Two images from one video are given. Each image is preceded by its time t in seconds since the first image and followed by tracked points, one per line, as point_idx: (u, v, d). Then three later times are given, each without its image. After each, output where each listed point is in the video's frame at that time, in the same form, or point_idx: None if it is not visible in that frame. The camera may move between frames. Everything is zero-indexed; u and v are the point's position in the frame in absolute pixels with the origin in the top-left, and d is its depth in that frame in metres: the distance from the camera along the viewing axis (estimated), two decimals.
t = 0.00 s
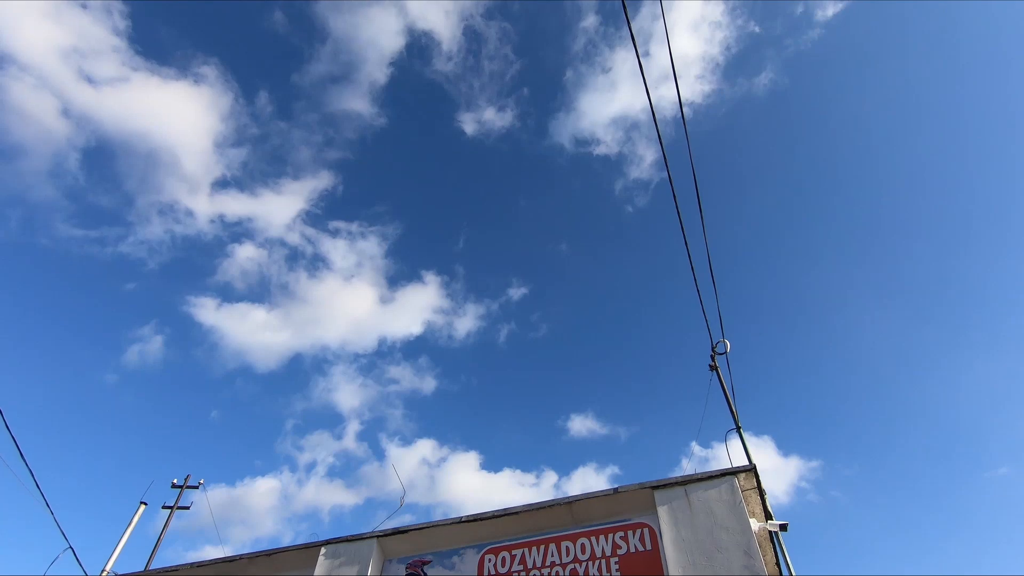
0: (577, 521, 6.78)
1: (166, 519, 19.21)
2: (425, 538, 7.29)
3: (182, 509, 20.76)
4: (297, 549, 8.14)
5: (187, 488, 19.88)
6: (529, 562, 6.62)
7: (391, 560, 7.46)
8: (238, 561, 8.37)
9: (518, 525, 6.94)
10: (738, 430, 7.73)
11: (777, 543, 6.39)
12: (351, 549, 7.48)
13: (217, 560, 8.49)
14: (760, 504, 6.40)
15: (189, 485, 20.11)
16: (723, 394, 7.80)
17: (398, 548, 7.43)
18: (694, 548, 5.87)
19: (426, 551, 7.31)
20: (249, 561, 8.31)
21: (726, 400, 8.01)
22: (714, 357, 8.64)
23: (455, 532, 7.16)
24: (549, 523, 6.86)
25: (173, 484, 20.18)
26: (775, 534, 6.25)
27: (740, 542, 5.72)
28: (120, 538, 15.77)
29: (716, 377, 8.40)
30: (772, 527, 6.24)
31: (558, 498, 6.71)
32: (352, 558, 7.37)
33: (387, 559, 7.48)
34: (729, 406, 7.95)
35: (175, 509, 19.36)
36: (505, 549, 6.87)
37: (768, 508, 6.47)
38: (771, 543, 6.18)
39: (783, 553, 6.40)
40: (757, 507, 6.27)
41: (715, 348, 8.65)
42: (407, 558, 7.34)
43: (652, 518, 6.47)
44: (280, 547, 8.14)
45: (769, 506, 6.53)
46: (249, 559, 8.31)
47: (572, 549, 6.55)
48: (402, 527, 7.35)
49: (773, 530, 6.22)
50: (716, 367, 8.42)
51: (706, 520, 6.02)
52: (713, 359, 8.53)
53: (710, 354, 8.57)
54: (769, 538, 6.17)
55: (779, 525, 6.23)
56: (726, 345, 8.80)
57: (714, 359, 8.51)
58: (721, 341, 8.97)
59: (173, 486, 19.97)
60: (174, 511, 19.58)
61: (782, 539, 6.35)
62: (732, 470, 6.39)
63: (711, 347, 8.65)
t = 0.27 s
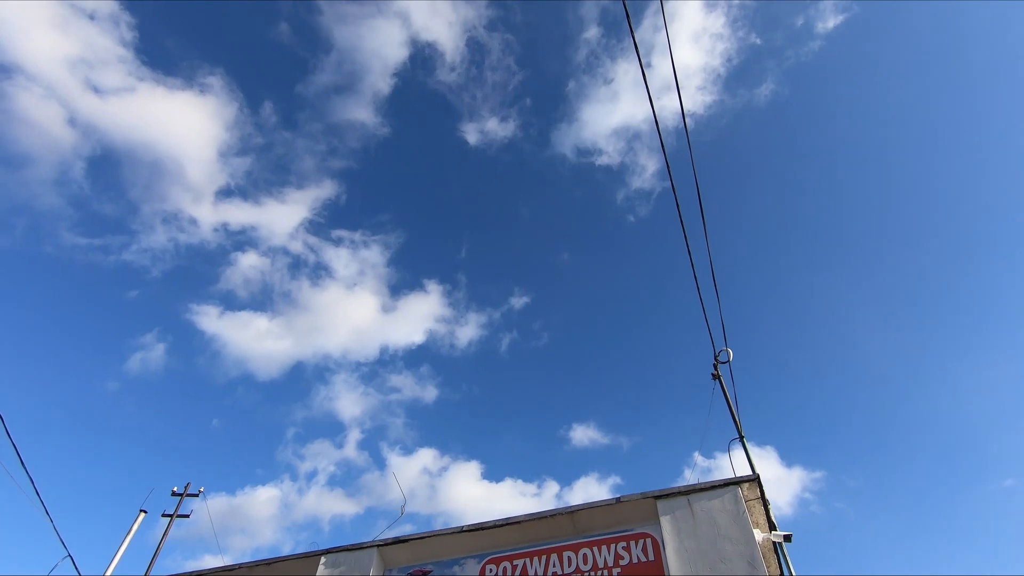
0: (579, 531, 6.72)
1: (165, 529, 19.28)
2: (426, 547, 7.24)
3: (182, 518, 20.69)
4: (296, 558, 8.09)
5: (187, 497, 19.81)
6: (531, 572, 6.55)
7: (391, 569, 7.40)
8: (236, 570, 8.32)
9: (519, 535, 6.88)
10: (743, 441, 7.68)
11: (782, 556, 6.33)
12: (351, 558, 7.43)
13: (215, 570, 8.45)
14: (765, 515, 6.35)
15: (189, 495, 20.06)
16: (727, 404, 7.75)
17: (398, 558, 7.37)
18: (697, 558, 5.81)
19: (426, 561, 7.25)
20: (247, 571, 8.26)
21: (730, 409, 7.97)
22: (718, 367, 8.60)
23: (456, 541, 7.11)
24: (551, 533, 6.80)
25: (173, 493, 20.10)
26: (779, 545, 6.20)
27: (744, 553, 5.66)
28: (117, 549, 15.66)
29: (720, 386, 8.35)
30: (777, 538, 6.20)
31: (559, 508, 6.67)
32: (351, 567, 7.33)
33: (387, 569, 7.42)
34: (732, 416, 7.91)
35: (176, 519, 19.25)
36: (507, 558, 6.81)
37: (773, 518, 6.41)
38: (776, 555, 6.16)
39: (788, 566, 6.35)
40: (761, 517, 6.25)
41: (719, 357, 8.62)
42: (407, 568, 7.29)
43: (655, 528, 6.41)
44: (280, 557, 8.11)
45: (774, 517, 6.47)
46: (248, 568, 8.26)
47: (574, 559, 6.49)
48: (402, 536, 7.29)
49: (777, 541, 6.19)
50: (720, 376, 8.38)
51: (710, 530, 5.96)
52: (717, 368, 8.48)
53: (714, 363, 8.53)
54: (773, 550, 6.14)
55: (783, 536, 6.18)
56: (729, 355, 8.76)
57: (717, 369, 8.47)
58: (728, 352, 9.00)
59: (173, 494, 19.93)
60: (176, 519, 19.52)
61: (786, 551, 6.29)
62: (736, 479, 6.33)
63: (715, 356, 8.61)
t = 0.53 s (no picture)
0: (583, 527, 6.72)
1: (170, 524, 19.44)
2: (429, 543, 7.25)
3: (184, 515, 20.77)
4: (300, 554, 8.11)
5: (192, 493, 19.79)
6: (534, 569, 6.55)
7: (395, 565, 7.41)
8: (241, 565, 8.35)
9: (523, 531, 6.88)
10: (747, 438, 7.67)
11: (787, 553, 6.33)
12: (355, 554, 7.45)
13: (221, 565, 8.48)
14: (769, 512, 6.35)
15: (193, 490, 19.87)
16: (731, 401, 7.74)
17: (402, 554, 7.38)
18: (701, 555, 5.80)
19: (430, 557, 7.26)
20: (253, 566, 8.29)
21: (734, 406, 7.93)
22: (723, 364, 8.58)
23: (460, 538, 7.12)
24: (555, 530, 6.79)
25: (179, 489, 20.28)
26: (784, 542, 6.22)
27: (748, 550, 5.64)
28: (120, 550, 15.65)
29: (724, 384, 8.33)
30: (781, 535, 6.21)
31: (563, 504, 6.67)
32: (356, 563, 7.35)
33: (391, 565, 7.43)
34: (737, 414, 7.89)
35: (181, 514, 19.38)
36: (510, 555, 6.80)
37: (778, 515, 6.40)
38: (779, 552, 6.29)
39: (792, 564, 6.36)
40: (766, 515, 6.27)
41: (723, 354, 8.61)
42: (411, 564, 7.29)
43: (658, 524, 6.40)
44: (285, 552, 8.14)
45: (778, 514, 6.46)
46: (253, 563, 8.29)
47: (577, 556, 6.48)
48: (406, 532, 7.31)
49: (782, 539, 6.20)
50: (724, 373, 8.36)
51: (713, 527, 5.95)
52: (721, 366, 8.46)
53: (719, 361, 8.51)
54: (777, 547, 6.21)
55: (788, 533, 6.17)
56: (734, 352, 8.72)
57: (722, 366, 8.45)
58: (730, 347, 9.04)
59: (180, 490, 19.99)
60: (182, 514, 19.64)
61: (791, 548, 6.30)
62: (740, 476, 6.28)
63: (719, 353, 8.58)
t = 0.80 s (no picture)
0: (587, 514, 6.75)
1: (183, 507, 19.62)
2: (434, 529, 7.31)
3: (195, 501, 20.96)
4: (307, 539, 8.19)
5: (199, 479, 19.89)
6: (538, 554, 6.60)
7: (400, 550, 7.48)
8: (249, 550, 8.45)
9: (527, 517, 6.94)
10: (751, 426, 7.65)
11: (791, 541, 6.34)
12: (361, 539, 7.53)
13: (229, 550, 8.59)
14: (773, 499, 6.37)
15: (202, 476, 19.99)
16: (736, 389, 7.72)
17: (407, 539, 7.45)
18: (705, 540, 5.83)
19: (435, 542, 7.33)
20: (261, 550, 8.39)
21: (739, 393, 7.90)
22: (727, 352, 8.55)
23: (464, 523, 7.18)
24: (559, 516, 6.84)
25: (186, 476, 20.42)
26: (788, 528, 6.24)
27: (752, 536, 5.66)
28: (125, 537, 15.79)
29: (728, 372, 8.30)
30: (785, 522, 6.22)
31: (567, 491, 6.71)
32: (362, 548, 7.43)
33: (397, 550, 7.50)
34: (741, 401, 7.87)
35: (188, 499, 19.59)
36: (515, 541, 6.85)
37: (781, 502, 6.42)
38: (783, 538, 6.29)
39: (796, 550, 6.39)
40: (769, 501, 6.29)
41: (728, 342, 8.57)
42: (416, 549, 7.37)
43: (662, 511, 6.42)
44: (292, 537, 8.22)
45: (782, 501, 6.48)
46: (261, 548, 8.38)
47: (581, 542, 6.52)
48: (412, 518, 7.37)
49: (785, 525, 6.22)
50: (728, 361, 8.33)
51: (717, 513, 5.98)
52: (726, 353, 8.44)
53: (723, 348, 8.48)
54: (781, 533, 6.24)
55: (792, 520, 6.19)
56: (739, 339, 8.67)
57: (726, 354, 8.42)
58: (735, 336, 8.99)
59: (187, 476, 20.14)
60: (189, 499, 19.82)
61: (794, 535, 6.32)
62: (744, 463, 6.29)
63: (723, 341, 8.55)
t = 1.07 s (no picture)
0: (591, 491, 6.83)
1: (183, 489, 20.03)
2: (440, 506, 7.41)
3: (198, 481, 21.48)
4: (315, 516, 8.32)
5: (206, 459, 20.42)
6: (543, 531, 6.69)
7: (407, 527, 7.60)
8: (259, 527, 8.60)
9: (532, 495, 7.02)
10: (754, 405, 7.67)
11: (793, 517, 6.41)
12: (368, 516, 7.65)
13: (239, 527, 8.75)
14: (776, 476, 6.41)
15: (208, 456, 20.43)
16: (740, 369, 7.73)
17: (413, 516, 7.57)
18: (708, 517, 5.89)
19: (441, 519, 7.44)
20: (270, 527, 8.54)
21: (742, 373, 7.87)
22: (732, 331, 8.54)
23: (470, 501, 7.27)
24: (563, 494, 6.92)
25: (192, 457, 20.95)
26: (790, 506, 6.29)
27: (754, 513, 5.71)
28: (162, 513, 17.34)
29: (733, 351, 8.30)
30: (788, 499, 6.27)
31: (572, 469, 6.78)
32: (369, 524, 7.55)
33: (403, 527, 7.62)
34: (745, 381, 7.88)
35: (197, 478, 19.95)
36: (520, 517, 6.94)
37: (784, 480, 6.46)
38: (785, 515, 6.34)
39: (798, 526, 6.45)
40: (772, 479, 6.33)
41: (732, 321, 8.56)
42: (423, 525, 7.48)
43: (666, 489, 6.48)
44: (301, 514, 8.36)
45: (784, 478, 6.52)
46: (270, 524, 8.53)
47: (585, 519, 6.60)
48: (418, 495, 7.47)
49: (788, 503, 6.26)
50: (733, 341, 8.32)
51: (720, 491, 6.02)
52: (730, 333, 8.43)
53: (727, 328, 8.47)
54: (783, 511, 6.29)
55: (794, 497, 6.23)
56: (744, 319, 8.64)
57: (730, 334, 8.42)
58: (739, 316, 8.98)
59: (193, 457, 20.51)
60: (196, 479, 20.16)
61: (797, 512, 6.37)
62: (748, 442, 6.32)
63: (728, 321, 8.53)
